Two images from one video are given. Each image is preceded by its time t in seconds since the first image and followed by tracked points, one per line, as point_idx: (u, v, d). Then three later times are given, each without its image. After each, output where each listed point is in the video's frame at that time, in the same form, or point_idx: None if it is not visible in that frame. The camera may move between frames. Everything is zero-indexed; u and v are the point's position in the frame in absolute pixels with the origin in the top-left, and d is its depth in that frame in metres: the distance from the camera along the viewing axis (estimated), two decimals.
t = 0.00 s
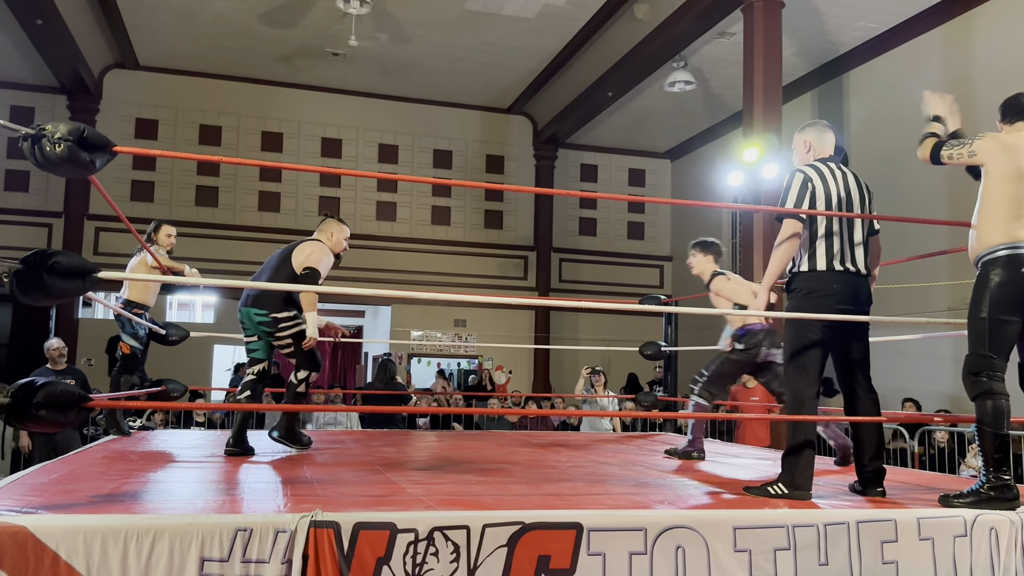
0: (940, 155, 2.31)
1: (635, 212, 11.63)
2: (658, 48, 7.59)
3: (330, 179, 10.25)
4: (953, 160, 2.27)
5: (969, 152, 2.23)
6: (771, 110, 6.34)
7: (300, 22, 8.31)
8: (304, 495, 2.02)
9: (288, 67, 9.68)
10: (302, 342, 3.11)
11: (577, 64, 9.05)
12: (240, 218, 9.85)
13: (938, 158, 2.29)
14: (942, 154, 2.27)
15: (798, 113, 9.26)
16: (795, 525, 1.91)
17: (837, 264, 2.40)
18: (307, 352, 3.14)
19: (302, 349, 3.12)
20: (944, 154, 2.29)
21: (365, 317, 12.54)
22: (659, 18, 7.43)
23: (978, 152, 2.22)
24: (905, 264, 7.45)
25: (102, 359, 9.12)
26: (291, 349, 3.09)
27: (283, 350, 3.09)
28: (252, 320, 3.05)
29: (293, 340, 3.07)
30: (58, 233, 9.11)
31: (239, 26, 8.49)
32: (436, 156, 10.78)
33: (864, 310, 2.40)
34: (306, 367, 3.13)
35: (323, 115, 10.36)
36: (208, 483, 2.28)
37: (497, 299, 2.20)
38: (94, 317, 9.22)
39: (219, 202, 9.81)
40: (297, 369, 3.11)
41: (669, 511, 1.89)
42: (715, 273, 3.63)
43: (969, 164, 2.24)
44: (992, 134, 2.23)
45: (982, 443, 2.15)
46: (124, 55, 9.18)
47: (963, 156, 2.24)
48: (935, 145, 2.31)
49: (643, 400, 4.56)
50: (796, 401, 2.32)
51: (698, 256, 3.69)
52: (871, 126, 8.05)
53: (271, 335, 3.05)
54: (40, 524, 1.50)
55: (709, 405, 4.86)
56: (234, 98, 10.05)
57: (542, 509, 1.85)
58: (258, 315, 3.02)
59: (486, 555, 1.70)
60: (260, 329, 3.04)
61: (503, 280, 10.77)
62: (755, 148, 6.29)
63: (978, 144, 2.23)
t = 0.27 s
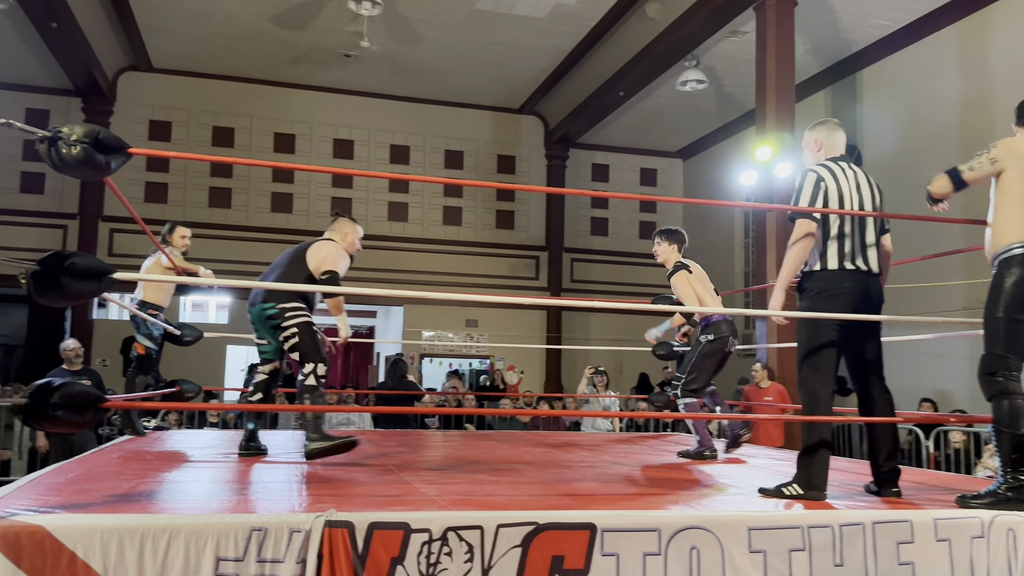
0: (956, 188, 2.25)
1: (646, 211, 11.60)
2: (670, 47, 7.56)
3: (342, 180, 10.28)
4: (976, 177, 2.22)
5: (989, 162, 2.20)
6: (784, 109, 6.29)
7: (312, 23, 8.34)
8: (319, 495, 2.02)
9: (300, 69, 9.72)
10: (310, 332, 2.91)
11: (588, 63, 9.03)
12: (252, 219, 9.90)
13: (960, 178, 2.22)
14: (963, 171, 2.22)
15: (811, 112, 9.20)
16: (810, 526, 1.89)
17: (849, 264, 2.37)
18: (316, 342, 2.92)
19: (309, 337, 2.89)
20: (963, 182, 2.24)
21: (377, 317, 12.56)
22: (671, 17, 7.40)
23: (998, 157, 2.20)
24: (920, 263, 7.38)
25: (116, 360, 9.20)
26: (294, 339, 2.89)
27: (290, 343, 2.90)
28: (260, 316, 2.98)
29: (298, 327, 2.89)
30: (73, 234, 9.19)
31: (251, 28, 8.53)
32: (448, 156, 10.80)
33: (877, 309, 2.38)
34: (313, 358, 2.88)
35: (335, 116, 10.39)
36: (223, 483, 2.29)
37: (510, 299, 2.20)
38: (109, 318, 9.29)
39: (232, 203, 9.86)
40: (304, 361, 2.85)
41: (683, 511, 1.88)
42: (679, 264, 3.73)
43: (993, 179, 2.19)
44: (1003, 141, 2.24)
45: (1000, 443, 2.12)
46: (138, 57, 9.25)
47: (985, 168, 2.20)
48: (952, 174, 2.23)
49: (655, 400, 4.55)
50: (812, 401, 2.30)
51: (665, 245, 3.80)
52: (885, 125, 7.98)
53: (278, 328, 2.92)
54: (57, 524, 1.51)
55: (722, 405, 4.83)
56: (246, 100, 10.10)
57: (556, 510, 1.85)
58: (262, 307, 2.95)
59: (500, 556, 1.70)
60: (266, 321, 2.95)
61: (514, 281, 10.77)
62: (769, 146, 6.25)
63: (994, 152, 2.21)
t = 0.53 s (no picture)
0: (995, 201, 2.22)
1: (659, 212, 11.56)
2: (682, 46, 7.53)
3: (354, 182, 10.31)
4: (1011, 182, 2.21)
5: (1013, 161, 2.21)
6: (798, 109, 6.25)
7: (325, 26, 8.37)
8: (334, 496, 2.02)
9: (313, 71, 9.76)
10: (349, 337, 2.70)
11: (600, 64, 9.01)
12: (266, 221, 9.95)
13: (1001, 183, 2.18)
14: (1000, 176, 2.19)
15: (825, 111, 9.14)
16: (827, 528, 1.87)
17: (862, 265, 2.35)
18: (357, 348, 2.71)
19: (349, 345, 2.68)
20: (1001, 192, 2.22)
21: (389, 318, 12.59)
22: (683, 17, 7.37)
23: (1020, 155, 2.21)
24: (935, 263, 7.31)
25: (131, 361, 9.27)
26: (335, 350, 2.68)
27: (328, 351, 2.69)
28: (294, 323, 2.75)
29: (338, 335, 2.68)
30: (89, 237, 9.27)
31: (264, 31, 8.57)
32: (460, 157, 10.81)
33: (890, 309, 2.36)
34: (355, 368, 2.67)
35: (348, 119, 10.43)
36: (237, 484, 2.29)
37: (522, 301, 2.19)
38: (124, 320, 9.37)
39: (245, 205, 9.91)
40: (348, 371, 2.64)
41: (699, 513, 1.86)
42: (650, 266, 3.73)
43: None
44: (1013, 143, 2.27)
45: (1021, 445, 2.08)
46: (152, 61, 9.32)
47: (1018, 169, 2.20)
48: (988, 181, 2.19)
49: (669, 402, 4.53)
50: (828, 403, 2.27)
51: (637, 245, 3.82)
52: (900, 123, 7.91)
53: (315, 335, 2.70)
54: (75, 524, 1.52)
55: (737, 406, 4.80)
56: (259, 103, 10.16)
57: (571, 511, 1.84)
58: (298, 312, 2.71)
59: (515, 558, 1.69)
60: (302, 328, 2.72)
61: (527, 282, 10.76)
62: (783, 146, 6.21)
63: (1013, 152, 2.23)
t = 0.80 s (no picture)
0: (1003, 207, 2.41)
1: (669, 213, 11.53)
2: (691, 47, 7.50)
3: (364, 184, 10.34)
4: (1008, 188, 2.37)
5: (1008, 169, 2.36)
6: (808, 109, 6.20)
7: (334, 28, 8.39)
8: (344, 498, 2.02)
9: (322, 73, 9.79)
10: (371, 327, 2.61)
11: (609, 64, 9.00)
12: (276, 223, 9.99)
13: (994, 196, 2.37)
14: (992, 188, 2.38)
15: (835, 111, 9.08)
16: (839, 530, 1.85)
17: (870, 265, 2.33)
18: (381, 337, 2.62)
19: (374, 335, 2.59)
20: (1006, 198, 2.39)
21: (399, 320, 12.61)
22: (692, 18, 7.34)
23: (1013, 161, 2.35)
24: (948, 264, 7.24)
25: (142, 363, 9.32)
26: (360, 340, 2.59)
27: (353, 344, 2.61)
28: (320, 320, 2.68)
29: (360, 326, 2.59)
30: (100, 239, 9.33)
31: (274, 33, 8.61)
32: (469, 159, 10.81)
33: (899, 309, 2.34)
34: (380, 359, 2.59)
35: (357, 120, 10.46)
36: (248, 487, 2.29)
37: (531, 302, 2.18)
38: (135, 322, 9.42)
39: (255, 207, 9.96)
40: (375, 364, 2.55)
41: (710, 515, 1.85)
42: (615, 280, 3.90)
43: None
44: (1013, 145, 2.40)
45: None
46: (162, 64, 9.37)
47: (1011, 176, 2.36)
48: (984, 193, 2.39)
49: (680, 403, 4.52)
50: (838, 405, 2.25)
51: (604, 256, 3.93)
52: (912, 123, 7.84)
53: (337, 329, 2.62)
54: (86, 526, 1.52)
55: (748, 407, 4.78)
56: (269, 105, 10.20)
57: (581, 513, 1.83)
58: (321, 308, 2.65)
59: (525, 560, 1.68)
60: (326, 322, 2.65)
61: (536, 283, 10.75)
62: (793, 146, 6.18)
63: (1007, 158, 2.38)
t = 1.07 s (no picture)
0: (1010, 213, 2.40)
1: (678, 214, 11.49)
2: (700, 48, 7.48)
3: (373, 187, 10.37)
4: (1012, 192, 2.37)
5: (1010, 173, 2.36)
6: (819, 110, 6.16)
7: (344, 31, 8.42)
8: (354, 501, 2.02)
9: (332, 76, 9.82)
10: (401, 343, 2.54)
11: (618, 66, 8.98)
12: (286, 225, 10.03)
13: (998, 202, 2.37)
14: (995, 194, 2.38)
15: (846, 111, 9.03)
16: (851, 533, 1.83)
17: (879, 266, 2.31)
18: (410, 352, 2.55)
19: (403, 353, 2.52)
20: (1012, 204, 2.39)
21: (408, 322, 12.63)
22: (701, 18, 7.32)
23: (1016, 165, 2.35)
24: (960, 265, 7.17)
25: (153, 365, 9.37)
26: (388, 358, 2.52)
27: (383, 361, 2.54)
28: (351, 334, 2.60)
29: (389, 345, 2.52)
30: (112, 243, 9.40)
31: (284, 37, 8.65)
32: (478, 161, 10.82)
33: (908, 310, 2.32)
34: (409, 376, 2.53)
35: (366, 123, 10.49)
36: (259, 488, 2.30)
37: (540, 305, 2.17)
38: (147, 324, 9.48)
39: (266, 210, 10.00)
40: (398, 380, 2.53)
41: (722, 518, 1.83)
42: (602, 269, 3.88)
43: None
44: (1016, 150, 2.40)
45: None
46: (173, 68, 9.43)
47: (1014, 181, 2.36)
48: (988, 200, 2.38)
49: (690, 405, 4.50)
50: (848, 407, 2.24)
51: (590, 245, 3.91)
52: (924, 123, 7.78)
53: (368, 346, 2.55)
54: (98, 528, 1.53)
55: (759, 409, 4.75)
56: (279, 108, 10.24)
57: (592, 516, 1.82)
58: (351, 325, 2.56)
59: (536, 562, 1.68)
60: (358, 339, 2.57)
61: (546, 285, 10.74)
62: (804, 147, 6.14)
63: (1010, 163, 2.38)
